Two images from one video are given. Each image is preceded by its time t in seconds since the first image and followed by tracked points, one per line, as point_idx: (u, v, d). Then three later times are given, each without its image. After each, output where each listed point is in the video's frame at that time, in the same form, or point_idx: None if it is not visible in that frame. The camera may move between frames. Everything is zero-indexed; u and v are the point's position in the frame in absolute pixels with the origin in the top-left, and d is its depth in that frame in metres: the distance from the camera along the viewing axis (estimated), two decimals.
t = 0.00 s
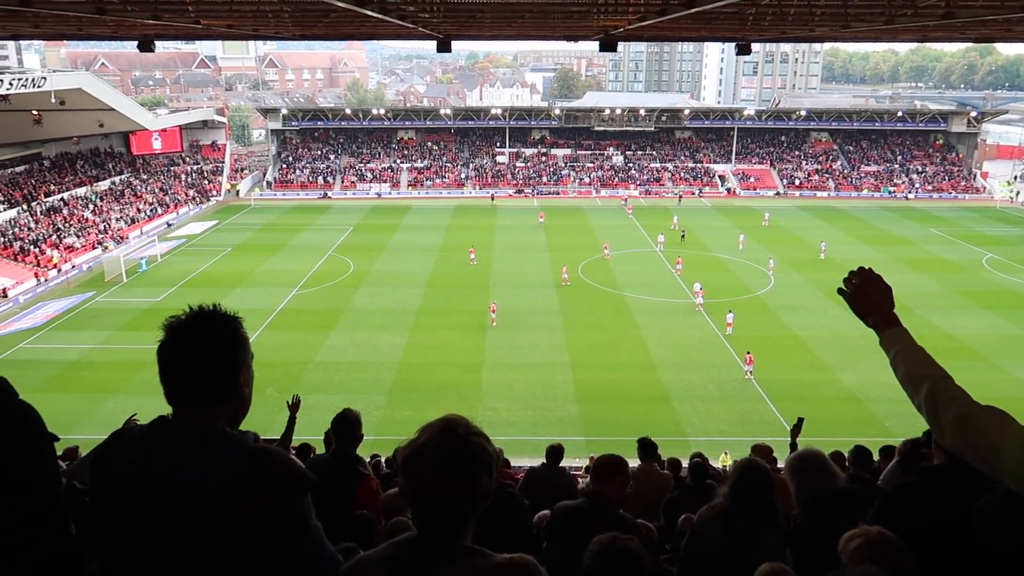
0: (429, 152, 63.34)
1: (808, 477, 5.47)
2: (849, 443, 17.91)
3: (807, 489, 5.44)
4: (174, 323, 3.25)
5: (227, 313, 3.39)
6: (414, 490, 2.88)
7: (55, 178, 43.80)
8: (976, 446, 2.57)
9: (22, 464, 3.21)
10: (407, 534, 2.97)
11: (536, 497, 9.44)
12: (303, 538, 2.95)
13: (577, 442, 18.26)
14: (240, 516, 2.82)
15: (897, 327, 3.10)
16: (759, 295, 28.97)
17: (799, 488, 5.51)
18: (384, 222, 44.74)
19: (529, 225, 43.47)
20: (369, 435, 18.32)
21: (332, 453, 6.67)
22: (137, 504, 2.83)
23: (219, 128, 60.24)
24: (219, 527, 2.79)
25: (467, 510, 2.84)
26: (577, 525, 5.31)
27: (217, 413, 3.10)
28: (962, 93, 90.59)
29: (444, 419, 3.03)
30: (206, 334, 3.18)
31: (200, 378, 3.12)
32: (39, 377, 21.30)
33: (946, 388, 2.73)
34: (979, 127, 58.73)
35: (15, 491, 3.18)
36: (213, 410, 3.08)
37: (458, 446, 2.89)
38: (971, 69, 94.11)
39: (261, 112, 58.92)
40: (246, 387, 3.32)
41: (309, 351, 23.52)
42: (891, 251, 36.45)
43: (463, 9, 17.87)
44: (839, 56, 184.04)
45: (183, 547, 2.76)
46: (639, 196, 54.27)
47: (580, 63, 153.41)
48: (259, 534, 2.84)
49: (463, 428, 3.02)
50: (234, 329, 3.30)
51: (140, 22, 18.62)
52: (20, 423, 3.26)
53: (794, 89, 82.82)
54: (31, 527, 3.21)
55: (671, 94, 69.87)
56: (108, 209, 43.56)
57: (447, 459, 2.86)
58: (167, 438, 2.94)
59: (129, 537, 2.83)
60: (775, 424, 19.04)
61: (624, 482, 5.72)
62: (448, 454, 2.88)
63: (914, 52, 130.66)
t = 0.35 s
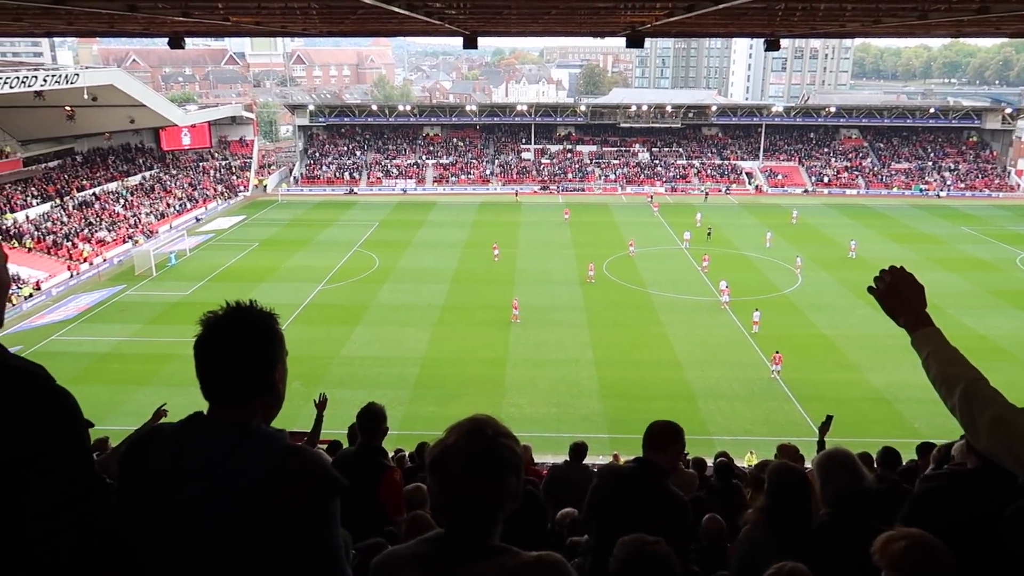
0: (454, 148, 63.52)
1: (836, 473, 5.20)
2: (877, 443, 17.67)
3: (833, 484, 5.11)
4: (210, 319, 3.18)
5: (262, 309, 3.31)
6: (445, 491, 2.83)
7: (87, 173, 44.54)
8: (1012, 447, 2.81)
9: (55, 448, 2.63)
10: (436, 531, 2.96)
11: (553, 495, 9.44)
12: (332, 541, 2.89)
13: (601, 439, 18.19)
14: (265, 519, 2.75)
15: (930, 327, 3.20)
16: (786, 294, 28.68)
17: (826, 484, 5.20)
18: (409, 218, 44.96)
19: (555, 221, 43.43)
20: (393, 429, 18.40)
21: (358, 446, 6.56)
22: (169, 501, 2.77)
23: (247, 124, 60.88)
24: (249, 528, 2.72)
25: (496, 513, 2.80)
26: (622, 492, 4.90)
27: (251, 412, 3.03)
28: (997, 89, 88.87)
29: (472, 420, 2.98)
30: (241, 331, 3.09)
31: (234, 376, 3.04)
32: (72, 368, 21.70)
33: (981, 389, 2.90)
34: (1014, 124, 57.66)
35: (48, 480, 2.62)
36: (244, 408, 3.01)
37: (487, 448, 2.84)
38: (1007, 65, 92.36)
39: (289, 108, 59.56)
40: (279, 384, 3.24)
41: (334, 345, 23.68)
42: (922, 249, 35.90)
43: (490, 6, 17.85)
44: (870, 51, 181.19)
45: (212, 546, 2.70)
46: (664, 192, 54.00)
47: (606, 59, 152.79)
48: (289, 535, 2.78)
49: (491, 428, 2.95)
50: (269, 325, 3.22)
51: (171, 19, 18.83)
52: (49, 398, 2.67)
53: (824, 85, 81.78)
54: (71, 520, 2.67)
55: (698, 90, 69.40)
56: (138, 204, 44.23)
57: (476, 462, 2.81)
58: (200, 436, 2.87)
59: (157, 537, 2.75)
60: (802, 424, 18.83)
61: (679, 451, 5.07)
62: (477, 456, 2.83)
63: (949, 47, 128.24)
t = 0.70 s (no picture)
0: (480, 148, 63.64)
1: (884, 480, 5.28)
2: (907, 448, 17.38)
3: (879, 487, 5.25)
4: (252, 321, 3.22)
5: (302, 311, 3.34)
6: (488, 492, 2.85)
7: (119, 171, 45.22)
8: None
9: (88, 447, 2.52)
10: (480, 527, 2.95)
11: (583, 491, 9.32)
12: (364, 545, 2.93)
13: (625, 440, 18.12)
14: (293, 528, 2.79)
15: (968, 339, 3.34)
16: (814, 296, 28.36)
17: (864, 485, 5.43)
18: (435, 217, 45.12)
19: (580, 221, 43.34)
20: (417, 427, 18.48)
21: (386, 443, 6.60)
22: (203, 502, 2.83)
23: (276, 124, 61.33)
24: (280, 532, 2.77)
25: (540, 516, 2.80)
26: (664, 488, 4.71)
27: (288, 416, 3.07)
28: None
29: (517, 423, 3.00)
30: (280, 336, 3.11)
31: (273, 378, 3.05)
32: (104, 363, 22.07)
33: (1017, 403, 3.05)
34: None
35: (76, 480, 2.50)
36: (283, 413, 3.04)
37: (531, 450, 2.84)
38: None
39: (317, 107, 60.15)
40: (316, 387, 3.27)
41: (360, 343, 23.85)
42: (954, 251, 35.30)
43: (517, 5, 17.83)
44: (903, 49, 177.64)
45: (242, 547, 2.75)
46: (691, 193, 53.66)
47: (633, 58, 152.09)
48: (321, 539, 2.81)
49: (534, 432, 2.95)
50: (308, 329, 3.25)
51: (202, 19, 19.07)
52: (86, 393, 2.56)
53: (855, 84, 80.63)
54: (102, 524, 2.56)
55: (727, 89, 68.80)
56: (168, 202, 44.88)
57: (520, 465, 2.81)
58: (236, 439, 2.92)
59: (189, 538, 2.80)
60: (829, 428, 18.58)
61: (727, 437, 5.02)
62: (521, 458, 2.83)
63: (986, 46, 125.70)
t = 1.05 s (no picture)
0: (507, 153, 63.81)
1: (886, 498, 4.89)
2: (939, 461, 17.04)
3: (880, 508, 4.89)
4: (297, 329, 3.26)
5: (345, 321, 3.39)
6: (519, 498, 2.81)
7: (151, 175, 45.93)
8: None
9: (107, 445, 2.34)
10: (512, 536, 2.93)
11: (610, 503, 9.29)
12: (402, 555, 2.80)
13: (650, 448, 17.99)
14: (330, 537, 2.65)
15: (1004, 351, 3.52)
16: (844, 304, 28.00)
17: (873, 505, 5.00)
18: (462, 222, 45.30)
19: (607, 227, 43.24)
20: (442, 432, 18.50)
21: (411, 447, 6.57)
22: (237, 504, 2.76)
23: (305, 129, 61.89)
24: (314, 536, 2.64)
25: (573, 525, 2.75)
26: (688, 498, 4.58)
27: (327, 425, 3.05)
28: None
29: (551, 431, 2.96)
30: (323, 344, 3.13)
31: (312, 388, 3.05)
32: (134, 364, 22.40)
33: None
34: None
35: (101, 494, 2.32)
36: (326, 418, 3.05)
37: (566, 458, 2.79)
38: None
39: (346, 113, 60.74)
40: (357, 397, 3.27)
41: (386, 347, 23.99)
42: (989, 260, 34.65)
43: (545, 11, 17.85)
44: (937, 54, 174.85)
45: (276, 552, 2.65)
46: (719, 200, 53.34)
47: (660, 63, 151.66)
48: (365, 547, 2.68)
49: (568, 440, 2.93)
50: (352, 340, 3.28)
51: (234, 27, 19.33)
52: (104, 395, 2.41)
53: (887, 89, 79.59)
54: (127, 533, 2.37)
55: (756, 95, 68.35)
56: (199, 207, 45.56)
57: (554, 473, 2.75)
58: (276, 440, 2.87)
59: (223, 538, 2.74)
60: (859, 438, 18.29)
61: (745, 444, 4.93)
62: (556, 467, 2.77)
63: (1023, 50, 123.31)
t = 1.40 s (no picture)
0: (533, 155, 63.87)
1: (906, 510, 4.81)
2: (971, 469, 16.73)
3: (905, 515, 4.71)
4: (342, 332, 3.13)
5: (392, 322, 3.22)
6: (540, 500, 2.83)
7: (182, 176, 46.52)
8: None
9: (135, 432, 2.42)
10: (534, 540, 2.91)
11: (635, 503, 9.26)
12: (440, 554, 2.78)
13: (675, 451, 17.87)
14: (369, 533, 2.64)
15: None
16: (874, 309, 27.65)
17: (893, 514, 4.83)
18: (488, 224, 45.41)
19: (633, 229, 43.09)
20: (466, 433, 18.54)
21: (434, 447, 6.32)
22: (283, 499, 2.72)
23: (333, 131, 62.36)
24: (358, 534, 2.62)
25: (595, 531, 2.74)
26: (723, 509, 4.47)
27: (375, 429, 2.94)
28: None
29: (572, 435, 2.97)
30: (370, 349, 3.00)
31: (361, 393, 2.94)
32: (163, 362, 22.70)
33: None
34: None
35: (129, 485, 2.39)
36: (373, 422, 2.93)
37: (590, 462, 2.81)
38: None
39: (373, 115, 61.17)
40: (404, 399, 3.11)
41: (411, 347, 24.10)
42: None
43: (572, 13, 17.83)
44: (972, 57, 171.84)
45: (319, 548, 2.61)
46: (747, 203, 52.94)
47: (688, 66, 150.77)
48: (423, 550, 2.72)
49: (591, 444, 2.91)
50: (400, 339, 3.12)
51: (264, 29, 19.54)
52: (132, 387, 2.47)
53: (919, 91, 78.41)
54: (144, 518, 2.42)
55: (785, 97, 67.66)
56: (228, 207, 46.18)
57: (578, 476, 2.79)
58: (323, 439, 2.81)
59: (270, 535, 2.70)
60: (888, 445, 18.01)
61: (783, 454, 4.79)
62: (579, 471, 2.81)
63: None
